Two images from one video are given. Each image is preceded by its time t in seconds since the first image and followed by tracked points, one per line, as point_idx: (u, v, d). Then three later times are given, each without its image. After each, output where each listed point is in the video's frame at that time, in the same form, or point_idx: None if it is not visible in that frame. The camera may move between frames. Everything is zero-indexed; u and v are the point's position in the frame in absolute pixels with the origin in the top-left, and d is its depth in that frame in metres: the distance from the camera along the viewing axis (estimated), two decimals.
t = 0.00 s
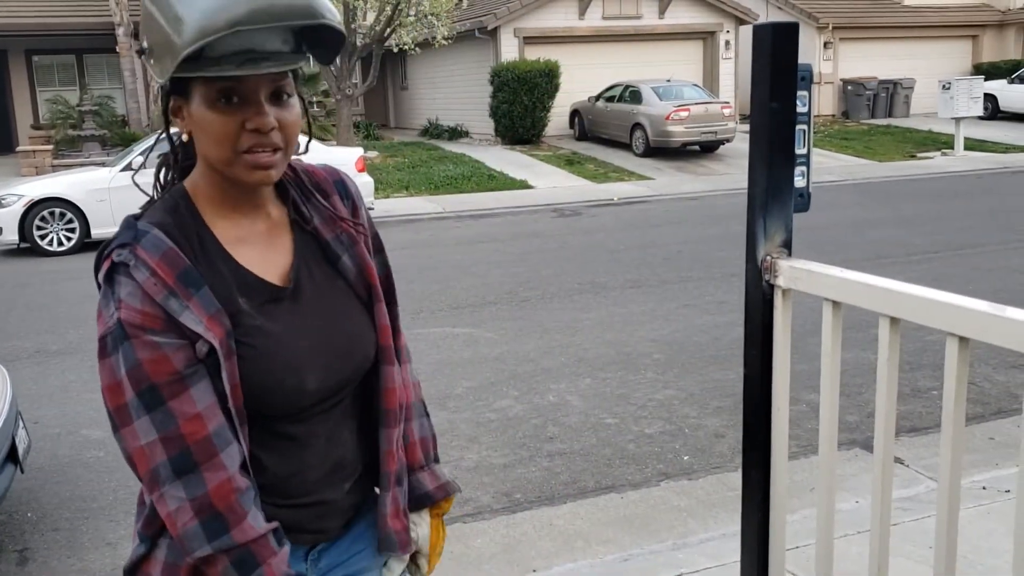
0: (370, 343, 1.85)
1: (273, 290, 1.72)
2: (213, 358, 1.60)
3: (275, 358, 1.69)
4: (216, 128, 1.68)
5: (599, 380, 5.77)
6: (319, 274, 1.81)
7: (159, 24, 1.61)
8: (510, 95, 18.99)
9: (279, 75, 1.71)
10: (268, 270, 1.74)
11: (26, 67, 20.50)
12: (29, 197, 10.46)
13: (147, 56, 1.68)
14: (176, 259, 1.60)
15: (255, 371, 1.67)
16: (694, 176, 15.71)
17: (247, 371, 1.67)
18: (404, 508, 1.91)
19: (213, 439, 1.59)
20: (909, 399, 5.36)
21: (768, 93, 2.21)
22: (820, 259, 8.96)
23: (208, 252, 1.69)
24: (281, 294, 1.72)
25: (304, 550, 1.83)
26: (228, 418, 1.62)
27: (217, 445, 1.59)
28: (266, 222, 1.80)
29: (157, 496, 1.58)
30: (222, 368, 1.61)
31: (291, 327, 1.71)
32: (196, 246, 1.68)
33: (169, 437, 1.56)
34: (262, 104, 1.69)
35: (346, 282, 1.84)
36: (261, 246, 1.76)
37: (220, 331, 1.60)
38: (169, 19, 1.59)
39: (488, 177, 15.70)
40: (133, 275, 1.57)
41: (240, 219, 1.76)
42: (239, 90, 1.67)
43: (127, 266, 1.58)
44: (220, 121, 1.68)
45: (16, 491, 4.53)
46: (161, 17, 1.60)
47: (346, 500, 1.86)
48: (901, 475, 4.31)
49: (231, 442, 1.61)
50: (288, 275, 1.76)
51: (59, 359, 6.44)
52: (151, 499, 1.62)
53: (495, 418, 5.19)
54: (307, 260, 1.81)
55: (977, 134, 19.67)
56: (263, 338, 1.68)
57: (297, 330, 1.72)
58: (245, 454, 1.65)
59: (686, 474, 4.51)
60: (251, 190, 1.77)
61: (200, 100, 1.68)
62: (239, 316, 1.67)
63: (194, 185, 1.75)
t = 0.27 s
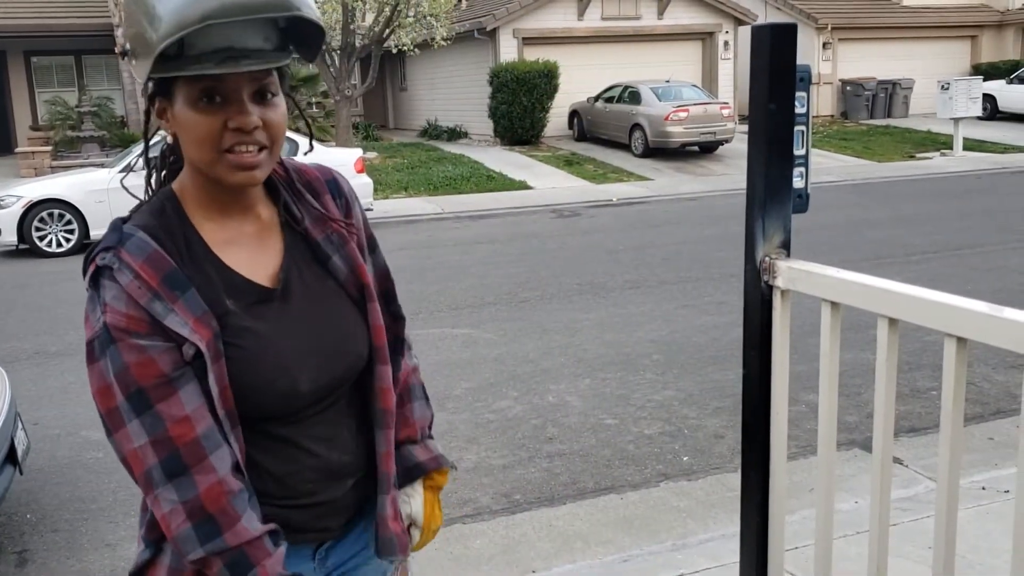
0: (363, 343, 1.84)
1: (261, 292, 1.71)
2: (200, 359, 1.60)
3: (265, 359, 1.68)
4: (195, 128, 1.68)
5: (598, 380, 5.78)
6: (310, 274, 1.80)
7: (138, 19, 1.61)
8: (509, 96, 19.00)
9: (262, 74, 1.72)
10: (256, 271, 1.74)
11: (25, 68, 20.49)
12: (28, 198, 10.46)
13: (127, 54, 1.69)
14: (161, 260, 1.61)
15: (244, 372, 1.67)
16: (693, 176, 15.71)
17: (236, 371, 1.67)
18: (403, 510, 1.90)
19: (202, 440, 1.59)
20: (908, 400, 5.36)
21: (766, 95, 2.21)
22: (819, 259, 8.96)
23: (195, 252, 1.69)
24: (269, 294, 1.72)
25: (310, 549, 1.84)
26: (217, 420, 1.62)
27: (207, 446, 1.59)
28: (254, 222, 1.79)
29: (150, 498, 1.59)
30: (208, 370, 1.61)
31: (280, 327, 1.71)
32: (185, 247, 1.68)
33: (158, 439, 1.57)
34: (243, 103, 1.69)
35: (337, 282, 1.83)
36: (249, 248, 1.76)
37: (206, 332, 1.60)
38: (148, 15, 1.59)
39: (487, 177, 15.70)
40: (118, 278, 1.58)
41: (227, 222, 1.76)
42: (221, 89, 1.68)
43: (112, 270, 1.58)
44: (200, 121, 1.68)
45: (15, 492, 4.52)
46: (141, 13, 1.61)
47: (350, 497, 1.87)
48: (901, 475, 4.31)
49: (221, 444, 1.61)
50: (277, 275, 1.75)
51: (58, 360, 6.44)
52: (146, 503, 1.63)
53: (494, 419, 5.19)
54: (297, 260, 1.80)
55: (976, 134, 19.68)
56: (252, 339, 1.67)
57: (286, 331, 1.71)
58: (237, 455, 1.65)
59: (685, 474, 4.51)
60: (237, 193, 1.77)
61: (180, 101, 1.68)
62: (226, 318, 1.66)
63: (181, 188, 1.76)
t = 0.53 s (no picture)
0: (366, 337, 1.85)
1: (269, 293, 1.71)
2: (212, 366, 1.59)
3: (274, 357, 1.67)
4: (200, 132, 1.65)
5: (599, 380, 5.77)
6: (312, 271, 1.80)
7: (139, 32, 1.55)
8: (510, 96, 18.99)
9: (259, 74, 1.67)
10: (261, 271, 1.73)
11: (25, 67, 20.50)
12: (28, 197, 10.46)
13: (120, 65, 1.62)
14: (171, 267, 1.59)
15: (254, 373, 1.66)
16: (694, 176, 15.71)
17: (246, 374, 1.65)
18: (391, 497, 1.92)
19: (216, 448, 1.58)
20: (910, 399, 5.35)
21: (768, 94, 2.21)
22: (820, 258, 8.95)
23: (202, 256, 1.67)
24: (276, 293, 1.71)
25: (328, 536, 1.85)
26: (229, 426, 1.60)
27: (220, 454, 1.59)
28: (255, 221, 1.79)
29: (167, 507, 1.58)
30: (221, 376, 1.60)
31: (288, 326, 1.70)
32: (190, 251, 1.66)
33: (172, 448, 1.56)
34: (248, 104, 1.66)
35: (338, 276, 1.83)
36: (252, 248, 1.75)
37: (219, 338, 1.59)
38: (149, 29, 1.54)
39: (487, 177, 15.70)
40: (127, 286, 1.55)
41: (230, 223, 1.75)
42: (222, 94, 1.63)
43: (121, 277, 1.56)
44: (208, 127, 1.65)
45: (17, 491, 4.52)
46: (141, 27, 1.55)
47: (366, 485, 1.88)
48: (903, 474, 4.30)
49: (232, 452, 1.60)
50: (282, 274, 1.75)
51: (59, 359, 6.43)
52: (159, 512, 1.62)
53: (495, 418, 5.18)
54: (298, 258, 1.80)
55: (977, 133, 19.66)
56: (263, 340, 1.66)
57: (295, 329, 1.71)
58: (250, 460, 1.65)
59: (687, 473, 4.50)
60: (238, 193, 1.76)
61: (181, 106, 1.63)
62: (236, 321, 1.65)
63: (184, 187, 1.74)
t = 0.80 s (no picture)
0: (363, 336, 1.84)
1: (270, 299, 1.68)
2: (222, 377, 1.54)
3: (281, 361, 1.64)
4: (238, 162, 1.53)
5: (601, 384, 5.75)
6: (305, 274, 1.79)
7: (213, 83, 1.40)
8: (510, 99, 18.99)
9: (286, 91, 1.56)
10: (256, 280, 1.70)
11: (25, 73, 20.53)
12: (28, 203, 10.45)
13: (167, 112, 1.43)
14: (174, 279, 1.54)
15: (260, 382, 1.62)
16: (694, 179, 15.69)
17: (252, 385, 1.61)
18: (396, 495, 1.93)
19: (229, 459, 1.54)
20: (912, 402, 5.33)
21: (769, 98, 2.19)
22: (821, 261, 8.93)
23: (204, 266, 1.62)
24: (275, 298, 1.68)
25: (337, 543, 1.82)
26: (240, 437, 1.56)
27: (234, 466, 1.54)
28: (249, 228, 1.75)
29: (186, 526, 1.53)
30: (230, 386, 1.55)
31: (292, 329, 1.68)
32: (192, 263, 1.61)
33: (186, 465, 1.50)
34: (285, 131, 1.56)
35: (329, 278, 1.83)
36: (249, 257, 1.72)
37: (227, 347, 1.55)
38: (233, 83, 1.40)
39: (488, 180, 15.69)
40: (133, 301, 1.49)
41: (228, 236, 1.70)
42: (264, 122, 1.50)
43: (125, 293, 1.50)
44: (248, 157, 1.53)
45: (15, 500, 4.50)
46: (224, 80, 1.40)
47: (371, 484, 1.87)
48: (906, 478, 4.28)
49: (244, 464, 1.56)
50: (280, 279, 1.73)
51: (58, 366, 6.42)
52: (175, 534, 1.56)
53: (496, 423, 5.16)
54: (290, 262, 1.79)
55: (978, 135, 19.64)
56: (269, 347, 1.63)
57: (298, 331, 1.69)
58: (264, 469, 1.61)
59: (689, 478, 4.48)
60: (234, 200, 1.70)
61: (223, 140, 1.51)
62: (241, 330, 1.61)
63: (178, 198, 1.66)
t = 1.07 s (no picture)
0: (355, 361, 1.83)
1: (259, 326, 1.67)
2: (211, 403, 1.52)
3: (272, 386, 1.64)
4: (232, 181, 1.55)
5: (600, 410, 5.72)
6: (295, 301, 1.78)
7: (212, 97, 1.41)
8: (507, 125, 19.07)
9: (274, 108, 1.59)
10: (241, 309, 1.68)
11: (24, 103, 20.62)
12: (27, 231, 10.47)
13: (165, 134, 1.42)
14: (161, 307, 1.52)
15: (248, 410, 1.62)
16: (692, 203, 15.74)
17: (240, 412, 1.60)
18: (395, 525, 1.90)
19: (220, 486, 1.52)
20: (913, 425, 5.31)
21: (765, 123, 2.19)
22: (819, 285, 8.94)
23: (193, 296, 1.61)
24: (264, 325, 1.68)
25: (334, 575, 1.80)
26: (230, 464, 1.54)
27: (225, 491, 1.53)
28: (238, 256, 1.74)
29: (178, 555, 1.51)
30: (217, 414, 1.53)
31: (280, 356, 1.67)
32: (178, 292, 1.60)
33: (178, 492, 1.49)
34: (273, 145, 1.58)
35: (321, 304, 1.82)
36: (237, 285, 1.70)
37: (214, 374, 1.53)
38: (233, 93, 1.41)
39: (486, 206, 15.72)
40: (120, 329, 1.48)
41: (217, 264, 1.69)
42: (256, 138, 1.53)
43: (112, 322, 1.48)
44: (244, 174, 1.55)
45: (13, 529, 4.46)
46: (224, 89, 1.41)
47: (369, 514, 1.86)
48: (907, 502, 4.25)
49: (237, 490, 1.55)
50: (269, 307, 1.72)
51: (56, 394, 6.39)
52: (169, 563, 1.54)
53: (495, 449, 5.13)
54: (280, 289, 1.78)
55: (974, 158, 19.71)
56: (258, 373, 1.62)
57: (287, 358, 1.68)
58: (257, 496, 1.60)
59: (690, 504, 4.45)
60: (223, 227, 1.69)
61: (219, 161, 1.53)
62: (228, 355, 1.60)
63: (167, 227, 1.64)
